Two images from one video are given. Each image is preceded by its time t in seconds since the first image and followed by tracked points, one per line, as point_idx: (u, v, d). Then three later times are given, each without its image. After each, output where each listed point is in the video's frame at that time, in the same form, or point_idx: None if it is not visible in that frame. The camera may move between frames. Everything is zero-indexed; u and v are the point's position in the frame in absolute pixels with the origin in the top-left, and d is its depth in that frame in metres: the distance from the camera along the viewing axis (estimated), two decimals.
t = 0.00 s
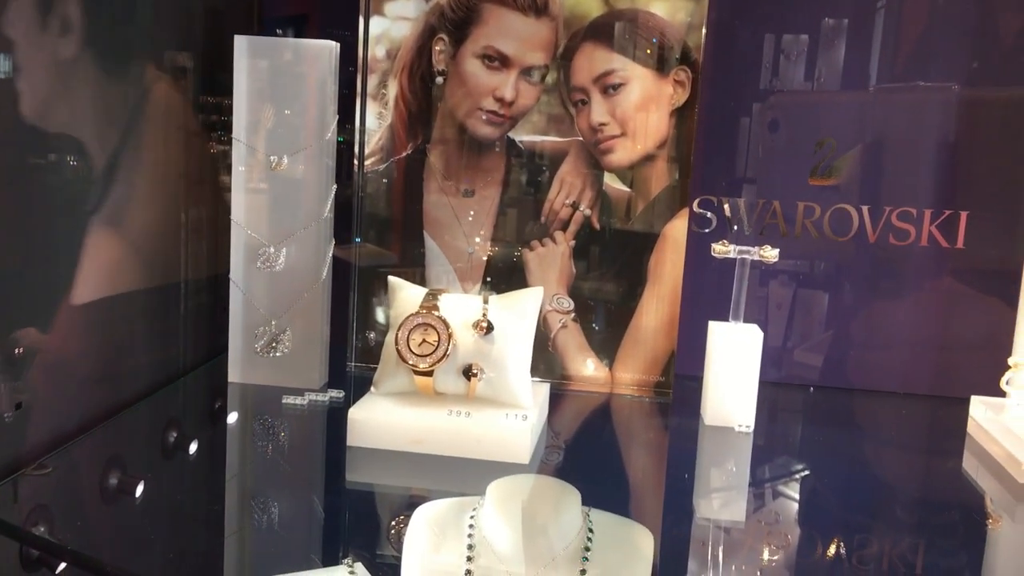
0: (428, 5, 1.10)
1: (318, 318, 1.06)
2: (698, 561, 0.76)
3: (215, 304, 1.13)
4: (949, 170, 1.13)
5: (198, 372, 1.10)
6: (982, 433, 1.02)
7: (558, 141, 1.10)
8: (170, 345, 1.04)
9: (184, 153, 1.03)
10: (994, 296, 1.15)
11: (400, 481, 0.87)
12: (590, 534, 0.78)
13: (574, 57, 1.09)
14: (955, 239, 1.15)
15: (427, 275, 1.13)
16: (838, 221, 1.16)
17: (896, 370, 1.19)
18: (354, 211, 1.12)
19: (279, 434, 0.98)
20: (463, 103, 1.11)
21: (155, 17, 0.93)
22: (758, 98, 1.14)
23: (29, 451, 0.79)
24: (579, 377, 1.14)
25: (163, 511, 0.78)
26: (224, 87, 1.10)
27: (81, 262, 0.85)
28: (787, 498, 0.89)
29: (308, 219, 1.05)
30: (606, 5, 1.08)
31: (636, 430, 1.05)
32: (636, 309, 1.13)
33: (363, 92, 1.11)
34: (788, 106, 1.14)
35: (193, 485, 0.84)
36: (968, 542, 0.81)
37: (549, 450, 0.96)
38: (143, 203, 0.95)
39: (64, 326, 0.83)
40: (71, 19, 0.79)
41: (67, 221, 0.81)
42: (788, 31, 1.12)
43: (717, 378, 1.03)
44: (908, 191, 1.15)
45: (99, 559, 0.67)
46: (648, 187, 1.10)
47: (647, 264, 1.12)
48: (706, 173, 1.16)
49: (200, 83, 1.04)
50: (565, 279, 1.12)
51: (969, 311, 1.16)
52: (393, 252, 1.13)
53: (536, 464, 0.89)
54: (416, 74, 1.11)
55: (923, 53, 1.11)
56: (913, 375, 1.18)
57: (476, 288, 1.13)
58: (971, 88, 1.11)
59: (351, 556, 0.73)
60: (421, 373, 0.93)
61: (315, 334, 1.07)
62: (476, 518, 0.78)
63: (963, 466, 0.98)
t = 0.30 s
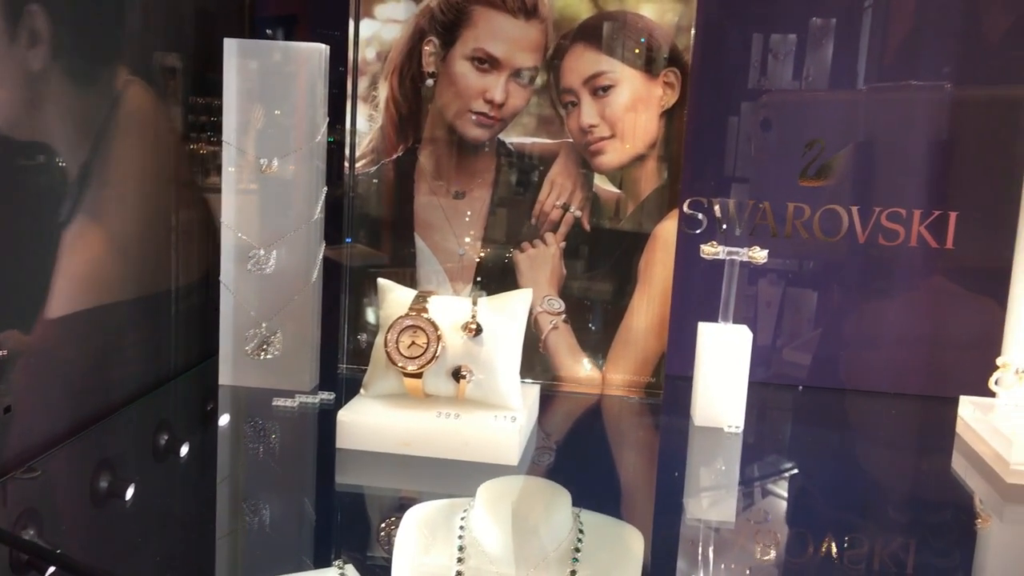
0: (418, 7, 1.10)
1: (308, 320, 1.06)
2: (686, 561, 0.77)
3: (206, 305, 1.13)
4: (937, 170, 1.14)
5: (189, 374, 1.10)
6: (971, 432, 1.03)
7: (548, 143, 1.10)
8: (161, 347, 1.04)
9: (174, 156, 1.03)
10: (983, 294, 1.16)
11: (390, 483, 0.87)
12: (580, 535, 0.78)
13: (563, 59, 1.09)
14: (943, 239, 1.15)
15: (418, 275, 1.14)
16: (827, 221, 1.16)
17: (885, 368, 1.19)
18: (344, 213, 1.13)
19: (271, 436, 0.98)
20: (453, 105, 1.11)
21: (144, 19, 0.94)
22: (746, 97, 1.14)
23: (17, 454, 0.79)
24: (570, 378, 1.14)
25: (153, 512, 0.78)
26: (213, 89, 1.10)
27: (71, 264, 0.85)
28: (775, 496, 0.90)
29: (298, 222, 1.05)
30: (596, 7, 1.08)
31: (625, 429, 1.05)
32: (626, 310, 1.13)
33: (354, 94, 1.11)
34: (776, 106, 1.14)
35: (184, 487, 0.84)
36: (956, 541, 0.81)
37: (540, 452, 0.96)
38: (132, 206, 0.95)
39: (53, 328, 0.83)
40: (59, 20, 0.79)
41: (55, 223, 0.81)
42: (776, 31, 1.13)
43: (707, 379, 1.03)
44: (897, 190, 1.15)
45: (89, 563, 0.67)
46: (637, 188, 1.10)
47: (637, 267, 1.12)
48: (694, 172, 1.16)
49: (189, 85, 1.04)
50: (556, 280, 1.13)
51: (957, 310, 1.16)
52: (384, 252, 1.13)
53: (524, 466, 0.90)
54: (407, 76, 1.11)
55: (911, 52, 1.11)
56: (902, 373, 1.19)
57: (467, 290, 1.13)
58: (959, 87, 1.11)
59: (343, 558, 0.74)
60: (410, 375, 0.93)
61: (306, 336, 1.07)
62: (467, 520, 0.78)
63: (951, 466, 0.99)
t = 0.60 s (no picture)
0: (400, 6, 1.09)
1: (289, 321, 1.06)
2: (668, 560, 0.76)
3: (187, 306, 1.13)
4: (920, 169, 1.13)
5: (169, 375, 1.10)
6: (954, 431, 1.02)
7: (531, 142, 1.10)
8: (142, 348, 1.04)
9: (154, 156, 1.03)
10: (967, 293, 1.15)
11: (369, 484, 0.86)
12: (562, 535, 0.77)
13: (545, 58, 1.09)
14: (927, 237, 1.15)
15: (399, 275, 1.13)
16: (810, 220, 1.16)
17: (868, 366, 1.19)
18: (326, 214, 1.12)
19: (252, 437, 0.97)
20: (435, 104, 1.10)
21: (120, 19, 0.93)
22: (726, 97, 1.14)
23: None
24: (554, 377, 1.14)
25: (132, 514, 0.78)
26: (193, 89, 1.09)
27: (47, 266, 0.84)
28: (757, 495, 0.90)
29: (278, 222, 1.04)
30: (578, 5, 1.08)
31: (608, 429, 1.05)
32: (609, 310, 1.13)
33: (335, 94, 1.11)
34: (757, 105, 1.14)
35: (164, 488, 0.83)
36: (939, 540, 0.80)
37: (524, 452, 0.95)
38: (109, 205, 0.94)
39: (30, 330, 0.82)
40: (33, 21, 0.78)
41: (31, 226, 0.80)
42: (756, 31, 1.12)
43: (689, 378, 1.03)
44: (880, 189, 1.15)
45: (64, 567, 0.67)
46: (620, 188, 1.10)
47: (619, 268, 1.12)
48: (676, 172, 1.16)
49: (168, 86, 1.04)
50: (540, 279, 1.12)
51: (942, 309, 1.16)
52: (365, 253, 1.13)
53: (505, 466, 0.89)
54: (389, 75, 1.11)
55: (893, 52, 1.11)
56: (886, 371, 1.19)
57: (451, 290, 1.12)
58: (941, 86, 1.11)
59: (324, 560, 0.73)
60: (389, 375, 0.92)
61: (287, 336, 1.06)
62: (449, 521, 0.78)
63: (935, 464, 0.99)
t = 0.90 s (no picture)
0: (382, 3, 1.09)
1: (270, 320, 1.05)
2: (650, 559, 0.76)
3: (168, 306, 1.12)
4: (903, 168, 1.13)
5: (150, 376, 1.09)
6: (938, 429, 1.02)
7: (514, 140, 1.09)
8: (121, 348, 1.03)
9: (133, 156, 1.02)
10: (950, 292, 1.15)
11: (349, 483, 0.85)
12: (545, 534, 0.77)
13: (528, 55, 1.08)
14: (911, 235, 1.15)
15: (382, 274, 1.12)
16: (794, 219, 1.16)
17: (850, 365, 1.19)
18: (309, 213, 1.12)
19: (233, 437, 0.96)
20: (418, 102, 1.10)
21: (97, 18, 0.92)
22: (708, 97, 1.14)
23: None
24: (538, 376, 1.13)
25: (110, 515, 0.77)
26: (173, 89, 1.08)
27: (23, 267, 0.83)
28: (739, 493, 0.89)
29: (258, 221, 1.04)
30: (560, 2, 1.07)
31: (591, 428, 1.04)
32: (593, 309, 1.12)
33: (318, 91, 1.10)
34: (739, 105, 1.14)
35: (142, 488, 0.83)
36: (922, 538, 0.80)
37: (508, 452, 0.94)
38: (86, 204, 0.94)
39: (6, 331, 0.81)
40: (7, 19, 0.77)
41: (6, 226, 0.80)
42: (737, 31, 1.12)
43: (671, 376, 1.03)
44: (863, 188, 1.14)
45: (38, 567, 0.66)
46: (604, 186, 1.10)
47: (603, 266, 1.11)
48: (659, 172, 1.16)
49: (147, 86, 1.03)
50: (524, 278, 1.12)
51: (926, 308, 1.16)
52: (346, 253, 1.13)
53: (486, 465, 0.88)
54: (371, 73, 1.10)
55: (874, 52, 1.11)
56: (870, 370, 1.18)
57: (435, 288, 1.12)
58: (922, 86, 1.11)
59: (305, 560, 0.72)
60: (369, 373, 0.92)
61: (268, 335, 1.05)
62: (431, 520, 0.77)
63: (918, 463, 0.98)
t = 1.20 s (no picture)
0: (355, 4, 1.08)
1: (244, 321, 1.05)
2: (622, 559, 0.75)
3: (140, 308, 1.11)
4: (875, 169, 1.13)
5: (122, 378, 1.09)
6: (909, 428, 1.03)
7: (489, 141, 1.09)
8: (92, 351, 1.02)
9: (102, 158, 1.01)
10: (923, 291, 1.16)
11: (321, 486, 0.85)
12: (519, 535, 0.76)
13: (502, 56, 1.08)
14: (885, 235, 1.15)
15: (356, 276, 1.12)
16: (769, 219, 1.16)
17: (823, 364, 1.19)
18: (284, 214, 1.12)
19: (207, 439, 0.95)
20: (393, 103, 1.10)
21: (65, 19, 0.92)
22: (681, 99, 1.14)
23: None
24: (513, 377, 1.13)
25: (81, 518, 0.76)
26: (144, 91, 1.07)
27: None
28: (712, 493, 0.89)
29: (231, 222, 1.03)
30: (534, 3, 1.07)
31: (566, 429, 1.04)
32: (568, 310, 1.12)
33: (292, 92, 1.10)
34: (711, 106, 1.14)
35: (113, 490, 0.82)
36: (894, 537, 0.80)
37: (483, 453, 0.94)
38: (54, 206, 0.93)
39: None
40: None
41: None
42: (709, 33, 1.12)
43: (645, 377, 1.03)
44: (837, 188, 1.15)
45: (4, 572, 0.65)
46: (578, 187, 1.09)
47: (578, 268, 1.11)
48: (632, 173, 1.16)
49: (118, 87, 1.02)
50: (500, 279, 1.12)
51: (899, 308, 1.16)
52: (319, 255, 1.12)
53: (457, 466, 0.88)
54: (345, 74, 1.10)
55: (845, 54, 1.11)
56: (845, 370, 1.19)
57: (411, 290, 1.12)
58: (894, 87, 1.11)
59: (280, 562, 0.72)
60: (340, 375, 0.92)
61: (241, 337, 1.05)
62: (405, 522, 0.76)
63: (891, 463, 0.99)
